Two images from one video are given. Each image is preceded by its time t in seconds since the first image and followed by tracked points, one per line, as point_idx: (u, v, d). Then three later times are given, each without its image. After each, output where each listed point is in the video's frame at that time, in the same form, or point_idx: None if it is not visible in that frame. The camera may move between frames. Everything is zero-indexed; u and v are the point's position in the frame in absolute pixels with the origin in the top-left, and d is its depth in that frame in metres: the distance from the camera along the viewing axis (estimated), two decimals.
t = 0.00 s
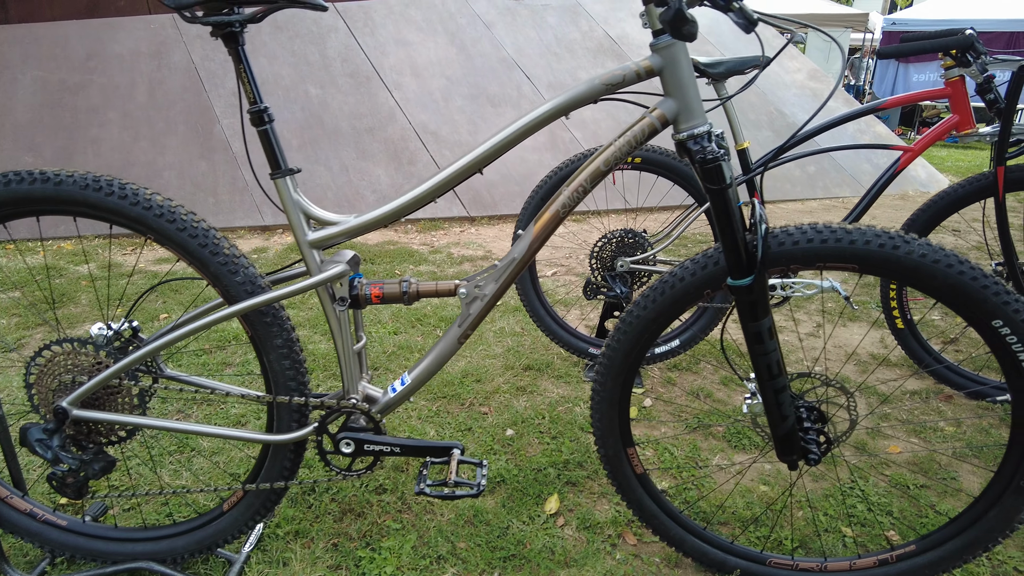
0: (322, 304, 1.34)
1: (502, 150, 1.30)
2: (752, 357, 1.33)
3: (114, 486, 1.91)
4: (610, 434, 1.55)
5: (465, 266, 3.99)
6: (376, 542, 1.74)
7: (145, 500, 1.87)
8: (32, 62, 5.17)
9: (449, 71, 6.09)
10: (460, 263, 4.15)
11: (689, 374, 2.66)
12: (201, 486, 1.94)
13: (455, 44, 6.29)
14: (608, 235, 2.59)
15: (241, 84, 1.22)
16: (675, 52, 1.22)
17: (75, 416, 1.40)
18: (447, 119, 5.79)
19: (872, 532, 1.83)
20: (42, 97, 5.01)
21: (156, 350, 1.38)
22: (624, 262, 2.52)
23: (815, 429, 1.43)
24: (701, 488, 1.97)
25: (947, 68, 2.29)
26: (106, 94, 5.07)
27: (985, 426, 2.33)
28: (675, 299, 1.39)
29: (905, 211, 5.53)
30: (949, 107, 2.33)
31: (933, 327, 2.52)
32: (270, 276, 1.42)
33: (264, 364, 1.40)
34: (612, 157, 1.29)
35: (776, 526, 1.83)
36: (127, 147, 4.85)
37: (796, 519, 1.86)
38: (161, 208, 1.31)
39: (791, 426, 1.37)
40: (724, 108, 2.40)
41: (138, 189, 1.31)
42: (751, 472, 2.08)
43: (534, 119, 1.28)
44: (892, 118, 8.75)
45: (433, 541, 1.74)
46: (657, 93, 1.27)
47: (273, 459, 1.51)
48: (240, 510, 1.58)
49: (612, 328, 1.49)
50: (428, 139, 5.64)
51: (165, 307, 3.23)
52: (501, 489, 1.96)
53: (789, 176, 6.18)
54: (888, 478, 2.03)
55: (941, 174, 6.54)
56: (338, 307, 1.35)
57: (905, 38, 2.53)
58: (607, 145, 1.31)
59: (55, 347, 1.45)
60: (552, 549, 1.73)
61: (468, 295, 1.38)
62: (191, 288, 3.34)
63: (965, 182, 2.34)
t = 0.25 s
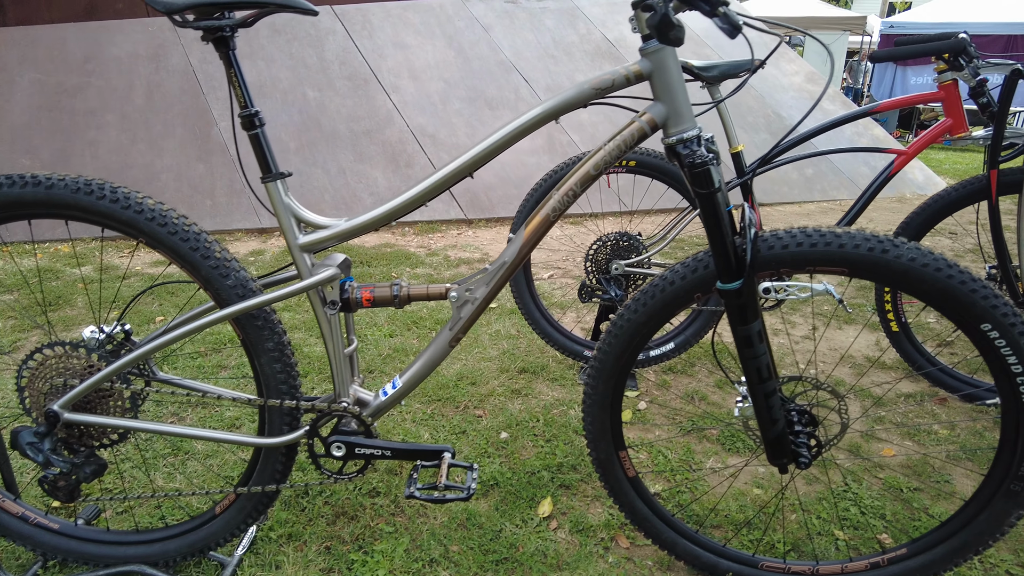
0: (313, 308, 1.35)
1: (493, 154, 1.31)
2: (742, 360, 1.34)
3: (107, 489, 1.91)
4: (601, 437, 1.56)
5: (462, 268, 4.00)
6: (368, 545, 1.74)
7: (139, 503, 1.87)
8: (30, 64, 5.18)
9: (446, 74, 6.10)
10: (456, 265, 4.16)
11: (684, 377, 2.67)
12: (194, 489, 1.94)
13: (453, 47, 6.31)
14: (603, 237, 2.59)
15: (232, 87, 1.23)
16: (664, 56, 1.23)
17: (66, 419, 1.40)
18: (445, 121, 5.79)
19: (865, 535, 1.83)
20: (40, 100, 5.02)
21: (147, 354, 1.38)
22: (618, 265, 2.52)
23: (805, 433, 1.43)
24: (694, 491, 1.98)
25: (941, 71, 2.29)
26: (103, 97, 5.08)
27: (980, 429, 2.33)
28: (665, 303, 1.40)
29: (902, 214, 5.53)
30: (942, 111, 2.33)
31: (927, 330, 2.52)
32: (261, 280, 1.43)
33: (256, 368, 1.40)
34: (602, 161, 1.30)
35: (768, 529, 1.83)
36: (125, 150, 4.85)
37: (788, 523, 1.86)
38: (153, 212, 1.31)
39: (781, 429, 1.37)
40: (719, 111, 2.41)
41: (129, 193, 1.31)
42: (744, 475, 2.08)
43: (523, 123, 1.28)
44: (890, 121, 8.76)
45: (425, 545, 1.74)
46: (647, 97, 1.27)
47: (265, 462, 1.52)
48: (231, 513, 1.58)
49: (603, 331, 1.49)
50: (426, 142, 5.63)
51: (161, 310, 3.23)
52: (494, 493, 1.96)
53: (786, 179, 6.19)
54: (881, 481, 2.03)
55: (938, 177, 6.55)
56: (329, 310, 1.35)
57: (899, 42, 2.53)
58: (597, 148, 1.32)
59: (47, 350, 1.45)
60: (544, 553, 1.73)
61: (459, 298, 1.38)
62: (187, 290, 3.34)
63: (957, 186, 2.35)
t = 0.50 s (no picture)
0: (303, 313, 1.35)
1: (481, 159, 1.31)
2: (730, 366, 1.34)
3: (100, 493, 1.91)
4: (592, 442, 1.56)
5: (458, 271, 4.00)
6: (360, 550, 1.74)
7: (131, 507, 1.87)
8: (27, 67, 5.19)
9: (444, 77, 6.11)
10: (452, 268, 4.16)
11: (678, 380, 2.67)
12: (187, 493, 1.94)
13: (451, 51, 6.32)
14: (597, 241, 2.60)
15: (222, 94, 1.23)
16: (651, 63, 1.24)
17: (55, 424, 1.40)
18: (442, 124, 5.79)
19: (856, 539, 1.83)
20: (37, 103, 5.03)
21: (137, 359, 1.38)
22: (612, 268, 2.52)
23: (794, 437, 1.43)
24: (686, 495, 1.98)
25: (932, 77, 2.29)
26: (101, 100, 5.08)
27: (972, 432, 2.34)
28: (654, 308, 1.41)
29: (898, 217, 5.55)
30: (934, 115, 2.32)
31: (920, 333, 2.53)
32: (251, 285, 1.43)
33: (246, 372, 1.41)
34: (590, 167, 1.30)
35: (760, 534, 1.83)
36: (122, 153, 4.86)
37: (780, 527, 1.87)
38: (143, 217, 1.31)
39: (769, 434, 1.37)
40: (712, 115, 2.40)
41: (119, 198, 1.31)
42: (736, 479, 2.09)
43: (512, 128, 1.29)
44: (887, 124, 8.78)
45: (416, 549, 1.74)
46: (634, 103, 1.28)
47: (255, 466, 1.52)
48: (222, 518, 1.58)
49: (593, 337, 1.49)
50: (423, 145, 5.63)
51: (156, 313, 3.23)
52: (486, 497, 1.96)
53: (783, 182, 6.21)
54: (873, 485, 2.04)
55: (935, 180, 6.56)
56: (318, 315, 1.36)
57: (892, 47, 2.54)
58: (585, 155, 1.33)
59: (37, 355, 1.45)
60: (535, 557, 1.73)
61: (448, 303, 1.39)
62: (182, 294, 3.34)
63: (950, 191, 2.34)
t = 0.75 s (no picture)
0: (292, 319, 1.35)
1: (469, 167, 1.32)
2: (717, 372, 1.35)
3: (92, 498, 1.91)
4: (581, 448, 1.56)
5: (454, 275, 4.00)
6: (351, 555, 1.74)
7: (122, 513, 1.87)
8: (24, 71, 5.20)
9: (441, 81, 6.12)
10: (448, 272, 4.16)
11: (672, 384, 2.67)
12: (179, 498, 1.93)
13: (448, 54, 6.34)
14: (590, 246, 2.60)
15: (210, 102, 1.24)
16: (637, 71, 1.25)
17: (44, 431, 1.41)
18: (439, 128, 5.79)
19: (848, 544, 1.83)
20: (34, 106, 5.03)
21: (126, 365, 1.38)
22: (605, 273, 2.52)
23: (782, 443, 1.44)
24: (678, 500, 1.98)
25: (923, 82, 2.30)
26: (97, 103, 5.09)
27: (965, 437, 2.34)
28: (642, 314, 1.41)
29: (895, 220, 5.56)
30: (925, 120, 2.34)
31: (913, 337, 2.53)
32: (241, 291, 1.44)
33: (235, 379, 1.41)
34: (577, 174, 1.31)
35: (751, 539, 1.83)
36: (118, 156, 4.86)
37: (771, 532, 1.87)
38: (132, 224, 1.32)
39: (757, 440, 1.38)
40: (704, 120, 2.41)
41: (108, 205, 1.32)
42: (729, 484, 2.09)
43: (499, 136, 1.30)
44: (884, 127, 8.80)
45: (408, 554, 1.74)
46: (621, 110, 1.29)
47: (245, 472, 1.52)
48: (213, 523, 1.58)
49: (582, 343, 1.50)
50: (420, 148, 5.64)
51: (151, 317, 3.23)
52: (477, 502, 1.96)
53: (780, 185, 6.22)
54: (865, 489, 2.04)
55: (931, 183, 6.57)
56: (307, 322, 1.36)
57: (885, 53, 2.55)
58: (572, 162, 1.34)
59: (27, 361, 1.45)
60: (526, 562, 1.74)
61: (436, 310, 1.39)
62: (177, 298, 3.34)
63: (942, 196, 2.35)
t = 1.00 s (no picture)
0: (285, 326, 1.36)
1: (461, 174, 1.32)
2: (709, 379, 1.35)
3: (86, 505, 1.91)
4: (575, 454, 1.56)
5: (451, 279, 4.01)
6: (345, 561, 1.74)
7: (116, 519, 1.87)
8: (21, 75, 5.20)
9: (438, 84, 6.13)
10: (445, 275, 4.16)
11: (667, 389, 2.67)
12: (174, 503, 1.93)
13: (445, 58, 6.35)
14: (586, 250, 2.61)
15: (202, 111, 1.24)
16: (628, 79, 1.25)
17: (36, 438, 1.40)
18: (436, 131, 5.80)
19: (842, 549, 1.83)
20: (30, 110, 5.03)
21: (118, 372, 1.38)
22: (600, 277, 2.53)
23: (775, 449, 1.44)
24: (672, 504, 1.98)
25: (916, 87, 2.32)
26: (94, 107, 5.09)
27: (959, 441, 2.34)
28: (635, 320, 1.41)
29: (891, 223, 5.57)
30: (919, 125, 2.35)
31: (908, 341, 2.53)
32: (233, 298, 1.44)
33: (227, 386, 1.41)
34: (569, 182, 1.32)
35: (745, 544, 1.83)
36: (115, 160, 4.86)
37: (766, 537, 1.87)
38: (123, 231, 1.32)
39: (749, 446, 1.38)
40: (699, 125, 2.42)
41: (100, 213, 1.32)
42: (724, 489, 2.09)
43: (490, 143, 1.30)
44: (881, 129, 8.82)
45: (402, 560, 1.74)
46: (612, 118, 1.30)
47: (238, 479, 1.52)
48: (206, 529, 1.58)
49: (575, 349, 1.50)
50: (417, 152, 5.64)
51: (146, 321, 3.22)
52: (472, 507, 1.96)
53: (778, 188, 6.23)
54: (859, 494, 2.04)
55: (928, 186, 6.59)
56: (299, 329, 1.36)
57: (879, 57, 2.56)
58: (564, 169, 1.34)
59: (19, 368, 1.45)
60: (521, 568, 1.74)
61: (429, 317, 1.40)
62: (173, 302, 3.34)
63: (935, 200, 2.36)
